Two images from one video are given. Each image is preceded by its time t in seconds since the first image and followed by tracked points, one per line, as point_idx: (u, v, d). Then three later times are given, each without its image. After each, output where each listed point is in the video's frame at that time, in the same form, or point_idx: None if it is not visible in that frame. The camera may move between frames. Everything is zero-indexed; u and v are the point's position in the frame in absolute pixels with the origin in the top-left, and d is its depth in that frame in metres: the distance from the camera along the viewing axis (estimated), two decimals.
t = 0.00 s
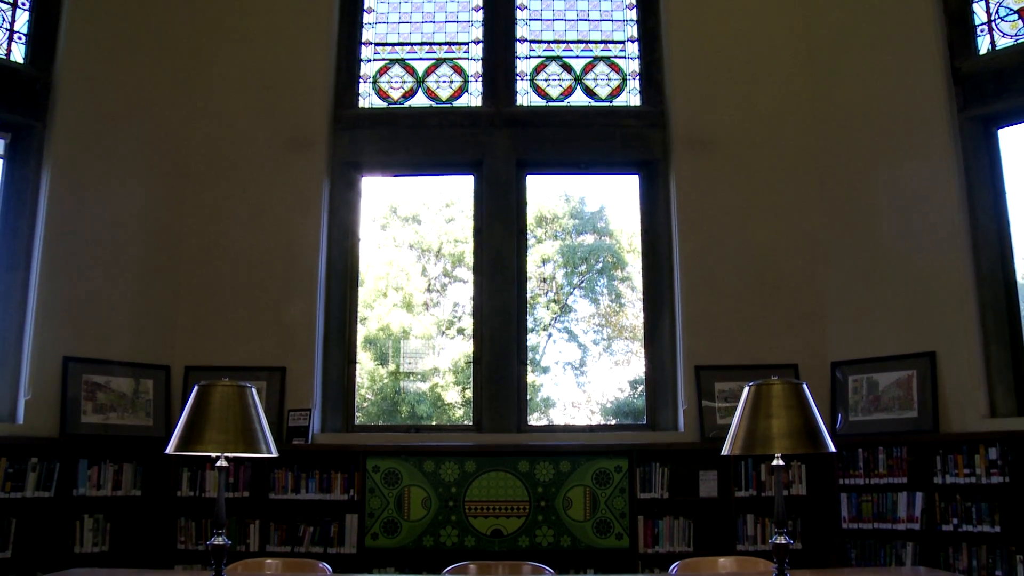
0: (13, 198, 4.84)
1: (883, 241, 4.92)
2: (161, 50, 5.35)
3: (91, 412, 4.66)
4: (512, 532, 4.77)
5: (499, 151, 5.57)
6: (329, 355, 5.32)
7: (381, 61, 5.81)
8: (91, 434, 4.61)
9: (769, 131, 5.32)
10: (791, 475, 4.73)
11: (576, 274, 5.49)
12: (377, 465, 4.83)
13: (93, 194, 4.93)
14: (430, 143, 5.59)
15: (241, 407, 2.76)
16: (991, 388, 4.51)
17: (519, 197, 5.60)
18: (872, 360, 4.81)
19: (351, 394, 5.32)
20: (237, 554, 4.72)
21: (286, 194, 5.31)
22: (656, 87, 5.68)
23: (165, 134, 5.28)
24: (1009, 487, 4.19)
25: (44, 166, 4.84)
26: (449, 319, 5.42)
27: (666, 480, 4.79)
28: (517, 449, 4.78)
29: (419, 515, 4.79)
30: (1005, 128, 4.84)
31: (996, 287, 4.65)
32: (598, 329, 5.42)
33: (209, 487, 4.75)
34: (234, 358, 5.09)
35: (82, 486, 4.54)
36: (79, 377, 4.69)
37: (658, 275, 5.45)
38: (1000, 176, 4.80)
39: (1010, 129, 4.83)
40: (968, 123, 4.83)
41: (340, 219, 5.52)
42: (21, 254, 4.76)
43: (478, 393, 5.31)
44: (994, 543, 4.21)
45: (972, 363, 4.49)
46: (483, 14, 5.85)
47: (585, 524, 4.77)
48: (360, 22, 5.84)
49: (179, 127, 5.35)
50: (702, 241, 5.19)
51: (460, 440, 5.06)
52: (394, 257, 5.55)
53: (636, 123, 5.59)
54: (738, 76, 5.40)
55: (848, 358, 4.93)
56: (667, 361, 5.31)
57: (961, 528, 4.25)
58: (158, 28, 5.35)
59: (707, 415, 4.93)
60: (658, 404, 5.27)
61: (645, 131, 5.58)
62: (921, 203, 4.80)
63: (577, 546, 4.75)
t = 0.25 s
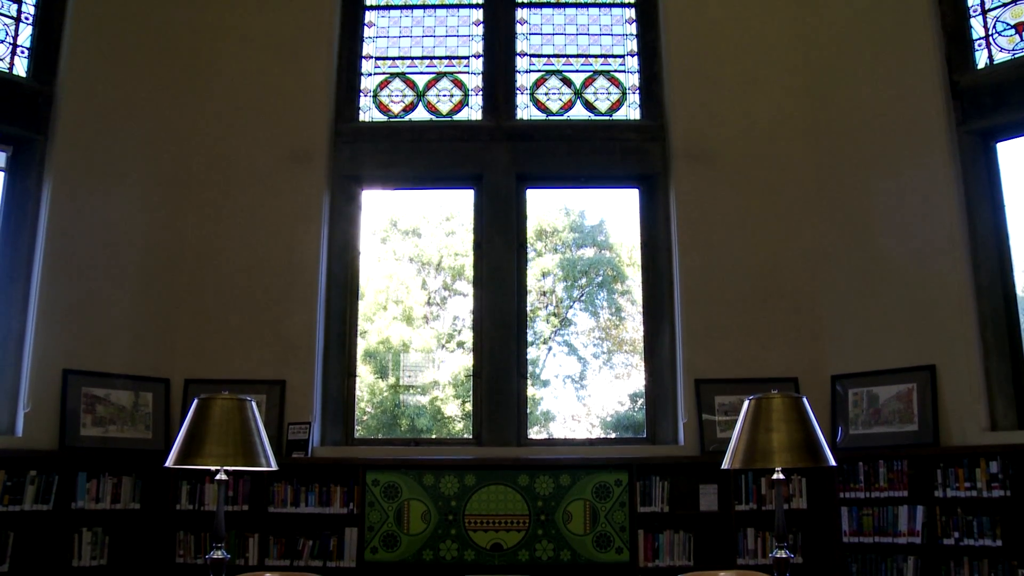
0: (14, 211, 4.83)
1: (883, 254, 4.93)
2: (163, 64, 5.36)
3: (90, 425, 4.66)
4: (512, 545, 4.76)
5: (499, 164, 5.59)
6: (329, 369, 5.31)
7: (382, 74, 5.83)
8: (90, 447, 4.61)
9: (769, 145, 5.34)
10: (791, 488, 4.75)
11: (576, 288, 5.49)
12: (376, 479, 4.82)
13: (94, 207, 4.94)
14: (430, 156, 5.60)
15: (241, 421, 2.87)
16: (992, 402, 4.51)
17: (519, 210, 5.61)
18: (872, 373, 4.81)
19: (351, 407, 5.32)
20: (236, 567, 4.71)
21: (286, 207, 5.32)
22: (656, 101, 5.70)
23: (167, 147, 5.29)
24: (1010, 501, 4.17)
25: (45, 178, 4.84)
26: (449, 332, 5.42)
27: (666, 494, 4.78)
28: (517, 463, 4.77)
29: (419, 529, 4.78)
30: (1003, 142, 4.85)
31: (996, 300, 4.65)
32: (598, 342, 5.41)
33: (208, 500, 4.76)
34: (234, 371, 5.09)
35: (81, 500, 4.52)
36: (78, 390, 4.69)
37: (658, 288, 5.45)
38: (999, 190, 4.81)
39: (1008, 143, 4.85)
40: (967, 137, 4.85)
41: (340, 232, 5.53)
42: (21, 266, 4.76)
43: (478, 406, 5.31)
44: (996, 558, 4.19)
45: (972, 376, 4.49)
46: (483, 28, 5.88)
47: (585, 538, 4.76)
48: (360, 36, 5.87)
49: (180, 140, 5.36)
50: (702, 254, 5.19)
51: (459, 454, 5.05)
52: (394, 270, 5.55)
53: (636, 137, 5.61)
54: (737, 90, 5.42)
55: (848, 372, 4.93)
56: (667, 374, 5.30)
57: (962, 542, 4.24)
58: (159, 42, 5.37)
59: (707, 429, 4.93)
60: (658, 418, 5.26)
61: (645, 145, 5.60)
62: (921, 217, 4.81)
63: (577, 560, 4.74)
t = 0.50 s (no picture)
0: (14, 225, 4.83)
1: (882, 268, 4.93)
2: (165, 78, 5.39)
3: (89, 439, 4.66)
4: (512, 560, 4.74)
5: (499, 179, 5.60)
6: (329, 383, 5.31)
7: (382, 89, 5.85)
8: (89, 460, 4.60)
9: (768, 159, 5.35)
10: (791, 503, 4.74)
11: (576, 302, 5.49)
12: (376, 493, 4.80)
13: (95, 221, 4.95)
14: (430, 171, 5.62)
15: (241, 434, 2.88)
16: (992, 416, 4.51)
17: (519, 225, 5.62)
18: (872, 387, 4.81)
19: (350, 421, 5.31)
20: None
21: (287, 221, 5.33)
22: (655, 116, 5.72)
23: (168, 161, 5.31)
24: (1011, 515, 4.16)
25: (46, 192, 4.85)
26: (449, 346, 5.42)
27: (666, 509, 4.77)
28: (517, 477, 4.76)
29: (418, 543, 4.76)
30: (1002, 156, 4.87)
31: (995, 313, 4.65)
32: (598, 356, 5.41)
33: (208, 515, 4.74)
34: (234, 385, 5.09)
35: (79, 514, 4.51)
36: (78, 403, 4.69)
37: (658, 302, 5.45)
38: (998, 203, 4.82)
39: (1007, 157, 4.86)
40: (966, 151, 4.86)
41: (341, 246, 5.54)
42: (21, 280, 4.75)
43: (477, 420, 5.30)
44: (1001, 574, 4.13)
45: (972, 390, 4.49)
46: (483, 43, 5.91)
47: (585, 552, 4.75)
48: (361, 51, 5.90)
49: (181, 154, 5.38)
50: (701, 268, 5.20)
51: (459, 468, 5.04)
52: (394, 284, 5.55)
53: (635, 151, 5.63)
54: (737, 105, 5.45)
55: (848, 386, 4.93)
56: (667, 388, 5.30)
57: (963, 556, 4.22)
58: (161, 57, 5.39)
59: (707, 443, 4.93)
60: (658, 432, 5.26)
61: (645, 159, 5.61)
62: (920, 230, 4.82)
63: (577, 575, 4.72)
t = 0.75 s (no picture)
0: (15, 238, 4.84)
1: (882, 282, 4.93)
2: (166, 92, 5.41)
3: (88, 452, 4.64)
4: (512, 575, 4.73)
5: (499, 193, 5.62)
6: (329, 396, 5.30)
7: (382, 103, 5.88)
8: (88, 474, 4.59)
9: (767, 173, 5.37)
10: (792, 517, 4.73)
11: (576, 316, 5.49)
12: (376, 507, 4.79)
13: (95, 234, 4.96)
14: (430, 185, 5.64)
15: (240, 448, 2.88)
16: (992, 430, 4.51)
17: (519, 239, 5.63)
18: (872, 401, 4.81)
19: (350, 435, 5.30)
20: None
21: (287, 234, 5.34)
22: (655, 130, 5.75)
23: (169, 175, 5.32)
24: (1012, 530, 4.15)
25: (47, 205, 4.86)
26: (449, 361, 5.41)
27: (666, 523, 4.76)
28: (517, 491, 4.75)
29: (418, 557, 4.75)
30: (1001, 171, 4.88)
31: (995, 327, 4.66)
32: (598, 370, 5.41)
33: (207, 528, 4.75)
34: (233, 399, 5.09)
35: (78, 527, 4.51)
36: (77, 417, 4.68)
37: (658, 316, 5.45)
38: (998, 218, 4.83)
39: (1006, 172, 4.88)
40: (965, 165, 4.88)
41: (341, 259, 5.54)
42: (21, 293, 4.76)
43: (477, 434, 5.29)
44: None
45: (972, 405, 4.49)
46: (484, 58, 5.94)
47: (585, 567, 4.73)
48: (362, 65, 5.93)
49: (182, 167, 5.39)
50: (701, 282, 5.21)
51: (459, 482, 5.03)
52: (393, 298, 5.56)
53: (635, 165, 5.65)
54: (735, 120, 5.47)
55: (848, 400, 4.92)
56: (667, 402, 5.29)
57: (965, 571, 4.22)
58: (163, 71, 5.42)
59: (707, 458, 4.92)
60: (658, 446, 5.25)
61: (645, 174, 5.63)
62: (919, 244, 4.83)
63: None
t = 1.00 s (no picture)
0: (15, 251, 4.85)
1: (881, 295, 4.94)
2: (167, 106, 5.43)
3: (87, 466, 4.63)
4: None
5: (499, 206, 5.63)
6: (328, 410, 5.29)
7: (382, 117, 5.90)
8: (87, 487, 4.58)
9: (767, 187, 5.38)
10: (794, 531, 4.69)
11: (576, 329, 5.49)
12: (376, 521, 4.77)
13: (96, 247, 4.97)
14: (430, 199, 5.65)
15: (240, 462, 2.87)
16: (993, 443, 4.50)
17: (519, 252, 5.64)
18: (872, 415, 4.80)
19: (350, 449, 5.29)
20: None
21: (287, 247, 5.35)
22: (655, 144, 5.76)
23: (170, 188, 5.33)
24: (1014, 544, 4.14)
25: (48, 219, 4.87)
26: (449, 374, 5.41)
27: (666, 537, 4.76)
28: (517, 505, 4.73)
29: (418, 572, 4.73)
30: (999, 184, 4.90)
31: (996, 340, 4.66)
32: (598, 384, 5.40)
33: (206, 542, 4.75)
34: (233, 412, 5.08)
35: (76, 541, 4.50)
36: (76, 430, 4.67)
37: (657, 330, 5.45)
38: (997, 231, 4.84)
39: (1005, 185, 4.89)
40: (964, 179, 4.89)
41: (341, 273, 5.55)
42: (22, 306, 4.77)
43: (477, 448, 5.28)
44: None
45: (973, 418, 4.49)
46: (483, 73, 5.97)
47: None
48: (362, 79, 5.96)
49: (182, 181, 5.40)
50: (701, 296, 5.21)
51: (459, 496, 5.02)
52: (393, 312, 5.56)
53: (635, 179, 5.66)
54: (735, 134, 5.49)
55: (848, 413, 4.92)
56: (667, 416, 5.29)
57: None
58: (164, 84, 5.44)
59: (707, 471, 4.91)
60: (658, 460, 5.24)
61: (644, 188, 5.65)
62: (919, 257, 4.84)
63: None
